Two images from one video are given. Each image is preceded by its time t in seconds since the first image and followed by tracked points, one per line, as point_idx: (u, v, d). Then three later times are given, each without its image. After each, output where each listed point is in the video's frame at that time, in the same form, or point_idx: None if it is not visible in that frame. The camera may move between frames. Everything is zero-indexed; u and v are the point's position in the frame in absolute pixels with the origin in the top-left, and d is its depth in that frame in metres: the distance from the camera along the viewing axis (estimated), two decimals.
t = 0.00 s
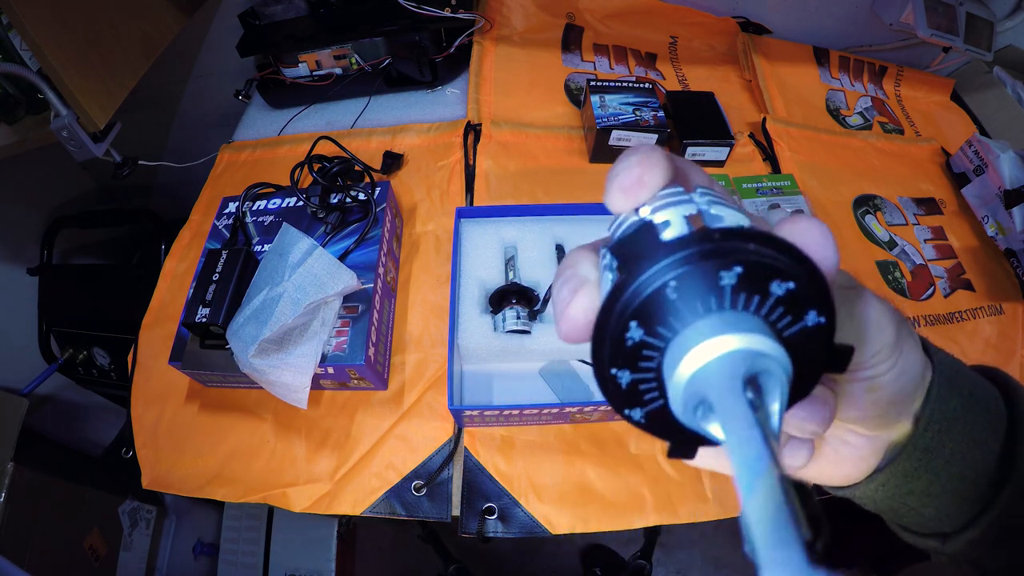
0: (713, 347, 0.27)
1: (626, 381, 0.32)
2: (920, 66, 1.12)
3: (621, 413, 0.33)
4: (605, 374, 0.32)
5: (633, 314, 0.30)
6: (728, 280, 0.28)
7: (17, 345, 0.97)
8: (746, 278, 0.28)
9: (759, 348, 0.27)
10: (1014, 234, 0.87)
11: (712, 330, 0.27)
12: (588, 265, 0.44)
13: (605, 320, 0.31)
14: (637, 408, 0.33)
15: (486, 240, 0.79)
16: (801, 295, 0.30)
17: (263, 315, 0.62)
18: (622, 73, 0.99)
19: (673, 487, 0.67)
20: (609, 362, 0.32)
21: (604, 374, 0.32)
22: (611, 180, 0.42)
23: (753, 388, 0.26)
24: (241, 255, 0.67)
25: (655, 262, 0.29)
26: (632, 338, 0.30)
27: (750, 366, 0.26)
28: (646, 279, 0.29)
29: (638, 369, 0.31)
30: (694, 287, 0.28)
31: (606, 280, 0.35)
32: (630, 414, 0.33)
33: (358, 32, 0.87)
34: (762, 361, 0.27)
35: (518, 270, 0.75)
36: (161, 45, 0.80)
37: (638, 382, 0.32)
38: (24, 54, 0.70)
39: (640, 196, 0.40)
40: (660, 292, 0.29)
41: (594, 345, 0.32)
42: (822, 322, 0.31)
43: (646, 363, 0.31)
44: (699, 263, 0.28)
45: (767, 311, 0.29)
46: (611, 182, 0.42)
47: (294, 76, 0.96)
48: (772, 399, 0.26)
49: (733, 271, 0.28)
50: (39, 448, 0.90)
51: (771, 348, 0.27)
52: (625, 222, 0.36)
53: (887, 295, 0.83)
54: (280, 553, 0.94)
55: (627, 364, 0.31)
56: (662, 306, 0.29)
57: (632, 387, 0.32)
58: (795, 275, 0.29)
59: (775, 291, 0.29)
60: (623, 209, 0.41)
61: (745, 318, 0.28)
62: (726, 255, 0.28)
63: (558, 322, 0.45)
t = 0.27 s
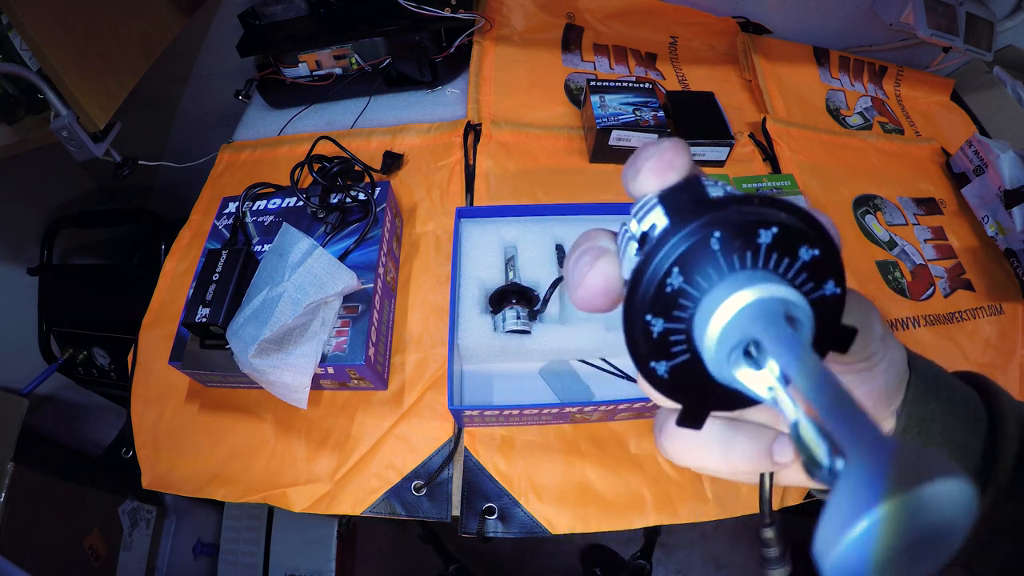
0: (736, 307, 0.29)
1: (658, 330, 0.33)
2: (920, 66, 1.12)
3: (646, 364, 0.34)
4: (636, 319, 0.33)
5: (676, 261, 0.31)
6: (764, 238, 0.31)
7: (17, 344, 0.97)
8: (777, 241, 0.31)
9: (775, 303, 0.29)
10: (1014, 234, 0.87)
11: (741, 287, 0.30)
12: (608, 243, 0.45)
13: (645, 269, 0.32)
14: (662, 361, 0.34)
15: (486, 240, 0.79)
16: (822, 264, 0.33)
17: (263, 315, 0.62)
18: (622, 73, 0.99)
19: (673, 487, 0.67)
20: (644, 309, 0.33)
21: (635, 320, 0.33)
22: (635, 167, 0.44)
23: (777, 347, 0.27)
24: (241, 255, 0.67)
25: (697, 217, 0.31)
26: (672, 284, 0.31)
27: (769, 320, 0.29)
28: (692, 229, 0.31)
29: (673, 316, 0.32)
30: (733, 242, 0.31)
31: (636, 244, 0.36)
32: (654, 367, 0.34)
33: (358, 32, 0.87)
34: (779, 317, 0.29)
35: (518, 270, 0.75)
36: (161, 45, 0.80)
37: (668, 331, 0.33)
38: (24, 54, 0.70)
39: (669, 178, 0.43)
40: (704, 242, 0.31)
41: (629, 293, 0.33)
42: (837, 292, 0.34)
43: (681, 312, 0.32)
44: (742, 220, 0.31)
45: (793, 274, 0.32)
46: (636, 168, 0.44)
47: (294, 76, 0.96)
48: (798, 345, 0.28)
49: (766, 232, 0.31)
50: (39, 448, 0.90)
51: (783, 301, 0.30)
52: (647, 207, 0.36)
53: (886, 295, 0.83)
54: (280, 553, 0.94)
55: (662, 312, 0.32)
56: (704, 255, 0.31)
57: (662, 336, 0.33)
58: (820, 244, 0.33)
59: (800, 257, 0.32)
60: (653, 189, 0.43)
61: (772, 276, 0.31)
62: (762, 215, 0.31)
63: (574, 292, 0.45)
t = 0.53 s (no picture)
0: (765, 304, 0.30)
1: (682, 325, 0.32)
2: (920, 66, 1.12)
3: (666, 359, 0.33)
4: (658, 313, 0.32)
5: (701, 254, 0.31)
6: (785, 236, 0.31)
7: (17, 344, 0.97)
8: (799, 236, 0.32)
9: (807, 295, 0.31)
10: (1014, 234, 0.87)
11: (769, 281, 0.30)
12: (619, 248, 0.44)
13: (668, 262, 0.32)
14: (683, 355, 0.33)
15: (486, 240, 0.79)
16: (838, 262, 0.33)
17: (263, 315, 0.62)
18: (622, 73, 0.99)
19: (673, 487, 0.67)
20: (667, 302, 0.32)
21: (656, 313, 0.33)
22: (646, 172, 0.44)
23: (817, 337, 0.30)
24: (241, 255, 0.67)
25: (721, 212, 0.31)
26: (696, 277, 0.31)
27: (804, 310, 0.30)
28: (717, 222, 0.31)
29: (697, 309, 0.32)
30: (757, 238, 0.31)
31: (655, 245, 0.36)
32: (675, 363, 0.33)
33: (358, 32, 0.87)
34: (810, 308, 0.31)
35: (518, 270, 0.75)
36: (161, 45, 0.80)
37: (691, 325, 0.32)
38: (24, 55, 0.70)
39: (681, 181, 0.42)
40: (729, 236, 0.31)
41: (650, 287, 0.33)
42: (850, 289, 0.34)
43: (704, 306, 0.32)
44: (765, 215, 0.31)
45: (813, 272, 0.33)
46: (646, 174, 0.44)
47: (294, 76, 0.96)
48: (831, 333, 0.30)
49: (787, 229, 0.31)
50: (39, 448, 0.90)
51: (815, 296, 0.32)
52: (665, 209, 0.36)
53: (886, 295, 0.83)
54: (280, 553, 0.94)
55: (685, 305, 0.32)
56: (729, 250, 0.31)
57: (684, 330, 0.32)
58: (837, 242, 0.33)
59: (819, 255, 0.33)
60: (665, 192, 0.42)
61: (792, 271, 0.31)
62: (784, 211, 0.31)
63: (586, 293, 0.45)
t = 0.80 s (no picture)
0: (731, 309, 0.30)
1: (665, 351, 0.33)
2: (920, 66, 1.12)
3: (661, 383, 0.34)
4: (640, 344, 0.34)
5: (660, 282, 0.32)
6: (733, 240, 0.31)
7: (17, 344, 0.97)
8: (748, 236, 0.32)
9: (764, 289, 0.30)
10: (1014, 234, 0.87)
11: (724, 288, 0.30)
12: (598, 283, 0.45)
13: (635, 294, 0.33)
14: (676, 376, 0.34)
15: (486, 240, 0.79)
16: (797, 244, 0.33)
17: (263, 315, 0.62)
18: (622, 73, 0.99)
19: (673, 486, 0.67)
20: (643, 332, 0.33)
21: (639, 345, 0.34)
22: (603, 202, 0.44)
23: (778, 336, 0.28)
24: (242, 255, 0.67)
25: (669, 236, 0.32)
26: (662, 305, 0.32)
27: (761, 310, 0.29)
28: (668, 248, 0.32)
29: (673, 334, 0.33)
30: (707, 250, 0.31)
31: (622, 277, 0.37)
32: (669, 384, 0.34)
33: (358, 32, 0.87)
34: (771, 302, 0.30)
35: (518, 270, 0.75)
36: (161, 45, 0.80)
37: (673, 349, 0.33)
38: (24, 55, 0.70)
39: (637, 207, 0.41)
40: (680, 258, 0.32)
41: (628, 318, 0.34)
42: (818, 265, 0.34)
43: (679, 327, 0.32)
44: (709, 228, 0.32)
45: (771, 265, 0.32)
46: (604, 204, 0.44)
47: (294, 76, 0.96)
48: (798, 328, 0.29)
49: (732, 232, 0.31)
50: (39, 448, 0.90)
51: (774, 288, 0.31)
52: (622, 242, 0.37)
53: (886, 295, 0.83)
54: (280, 553, 0.94)
55: (661, 332, 0.33)
56: (684, 271, 0.32)
57: (668, 354, 0.33)
58: (786, 227, 0.33)
59: (774, 246, 0.32)
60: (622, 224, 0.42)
61: (754, 271, 0.31)
62: (725, 217, 0.32)
63: (581, 337, 0.45)
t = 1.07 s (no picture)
0: (731, 296, 0.30)
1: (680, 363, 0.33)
2: (920, 66, 1.12)
3: (686, 391, 0.34)
4: (653, 359, 0.34)
5: (652, 292, 0.33)
6: (709, 232, 0.32)
7: (18, 344, 0.97)
8: (722, 222, 0.32)
9: (757, 266, 0.30)
10: (1014, 234, 0.87)
11: (713, 283, 0.31)
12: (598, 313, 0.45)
13: (632, 307, 0.34)
14: (698, 380, 0.33)
15: (486, 240, 0.79)
16: (772, 214, 0.33)
17: (263, 315, 0.62)
18: (622, 73, 0.99)
19: (673, 486, 0.67)
20: (651, 344, 0.33)
21: (652, 361, 0.34)
22: (578, 231, 0.45)
23: (782, 307, 0.28)
24: (242, 255, 0.67)
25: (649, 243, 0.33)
26: (662, 315, 0.33)
27: (759, 288, 0.30)
28: (649, 256, 0.33)
29: (682, 341, 0.33)
30: (687, 249, 0.32)
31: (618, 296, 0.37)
32: (694, 391, 0.34)
33: (358, 32, 0.87)
34: (773, 277, 0.30)
35: (518, 270, 0.75)
36: (161, 45, 0.80)
37: (687, 355, 0.33)
38: (24, 55, 0.70)
39: (608, 229, 0.43)
40: (665, 263, 0.32)
41: (631, 333, 0.35)
42: (800, 226, 0.33)
43: (686, 332, 0.32)
44: (681, 227, 0.32)
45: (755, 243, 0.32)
46: (581, 236, 0.46)
47: (294, 76, 0.96)
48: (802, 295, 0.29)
49: (705, 222, 0.32)
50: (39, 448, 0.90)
51: (766, 263, 0.31)
52: (606, 265, 0.38)
53: (886, 295, 0.83)
54: (280, 553, 0.94)
55: (669, 340, 0.33)
56: (672, 276, 0.32)
57: (684, 361, 0.33)
58: (755, 199, 0.33)
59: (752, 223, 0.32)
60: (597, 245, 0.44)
61: (738, 253, 0.31)
62: (695, 211, 0.32)
63: (599, 374, 0.45)
